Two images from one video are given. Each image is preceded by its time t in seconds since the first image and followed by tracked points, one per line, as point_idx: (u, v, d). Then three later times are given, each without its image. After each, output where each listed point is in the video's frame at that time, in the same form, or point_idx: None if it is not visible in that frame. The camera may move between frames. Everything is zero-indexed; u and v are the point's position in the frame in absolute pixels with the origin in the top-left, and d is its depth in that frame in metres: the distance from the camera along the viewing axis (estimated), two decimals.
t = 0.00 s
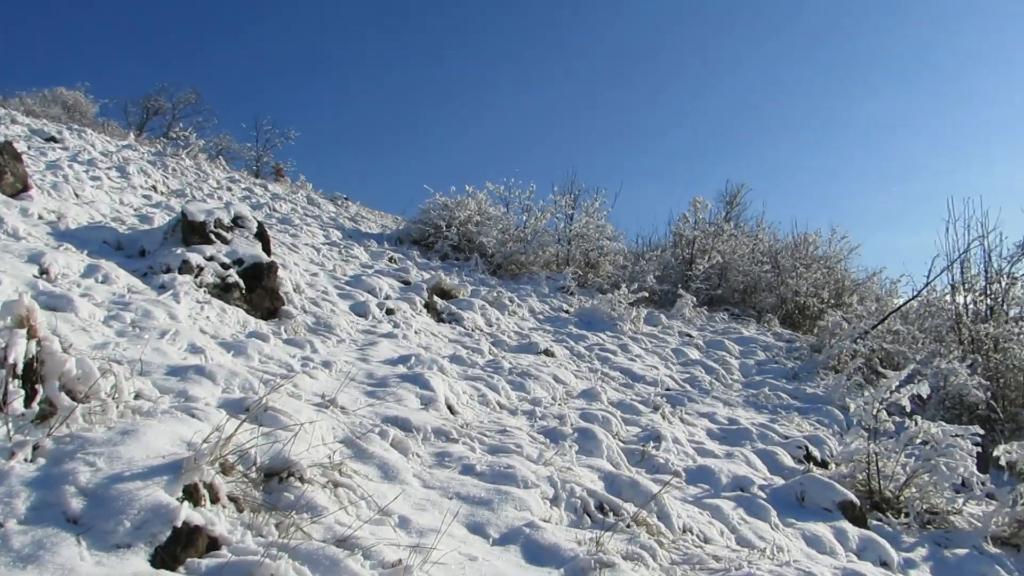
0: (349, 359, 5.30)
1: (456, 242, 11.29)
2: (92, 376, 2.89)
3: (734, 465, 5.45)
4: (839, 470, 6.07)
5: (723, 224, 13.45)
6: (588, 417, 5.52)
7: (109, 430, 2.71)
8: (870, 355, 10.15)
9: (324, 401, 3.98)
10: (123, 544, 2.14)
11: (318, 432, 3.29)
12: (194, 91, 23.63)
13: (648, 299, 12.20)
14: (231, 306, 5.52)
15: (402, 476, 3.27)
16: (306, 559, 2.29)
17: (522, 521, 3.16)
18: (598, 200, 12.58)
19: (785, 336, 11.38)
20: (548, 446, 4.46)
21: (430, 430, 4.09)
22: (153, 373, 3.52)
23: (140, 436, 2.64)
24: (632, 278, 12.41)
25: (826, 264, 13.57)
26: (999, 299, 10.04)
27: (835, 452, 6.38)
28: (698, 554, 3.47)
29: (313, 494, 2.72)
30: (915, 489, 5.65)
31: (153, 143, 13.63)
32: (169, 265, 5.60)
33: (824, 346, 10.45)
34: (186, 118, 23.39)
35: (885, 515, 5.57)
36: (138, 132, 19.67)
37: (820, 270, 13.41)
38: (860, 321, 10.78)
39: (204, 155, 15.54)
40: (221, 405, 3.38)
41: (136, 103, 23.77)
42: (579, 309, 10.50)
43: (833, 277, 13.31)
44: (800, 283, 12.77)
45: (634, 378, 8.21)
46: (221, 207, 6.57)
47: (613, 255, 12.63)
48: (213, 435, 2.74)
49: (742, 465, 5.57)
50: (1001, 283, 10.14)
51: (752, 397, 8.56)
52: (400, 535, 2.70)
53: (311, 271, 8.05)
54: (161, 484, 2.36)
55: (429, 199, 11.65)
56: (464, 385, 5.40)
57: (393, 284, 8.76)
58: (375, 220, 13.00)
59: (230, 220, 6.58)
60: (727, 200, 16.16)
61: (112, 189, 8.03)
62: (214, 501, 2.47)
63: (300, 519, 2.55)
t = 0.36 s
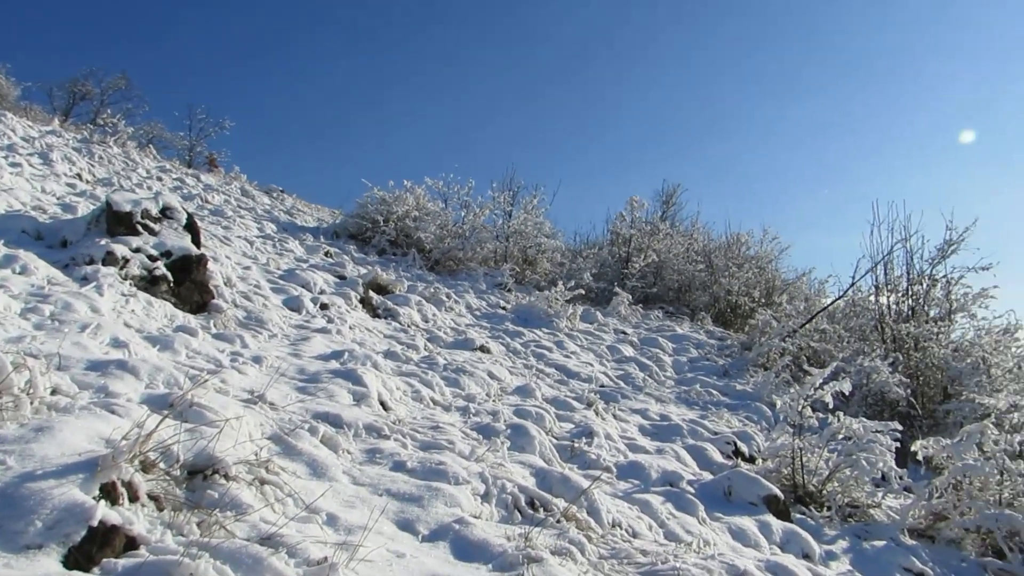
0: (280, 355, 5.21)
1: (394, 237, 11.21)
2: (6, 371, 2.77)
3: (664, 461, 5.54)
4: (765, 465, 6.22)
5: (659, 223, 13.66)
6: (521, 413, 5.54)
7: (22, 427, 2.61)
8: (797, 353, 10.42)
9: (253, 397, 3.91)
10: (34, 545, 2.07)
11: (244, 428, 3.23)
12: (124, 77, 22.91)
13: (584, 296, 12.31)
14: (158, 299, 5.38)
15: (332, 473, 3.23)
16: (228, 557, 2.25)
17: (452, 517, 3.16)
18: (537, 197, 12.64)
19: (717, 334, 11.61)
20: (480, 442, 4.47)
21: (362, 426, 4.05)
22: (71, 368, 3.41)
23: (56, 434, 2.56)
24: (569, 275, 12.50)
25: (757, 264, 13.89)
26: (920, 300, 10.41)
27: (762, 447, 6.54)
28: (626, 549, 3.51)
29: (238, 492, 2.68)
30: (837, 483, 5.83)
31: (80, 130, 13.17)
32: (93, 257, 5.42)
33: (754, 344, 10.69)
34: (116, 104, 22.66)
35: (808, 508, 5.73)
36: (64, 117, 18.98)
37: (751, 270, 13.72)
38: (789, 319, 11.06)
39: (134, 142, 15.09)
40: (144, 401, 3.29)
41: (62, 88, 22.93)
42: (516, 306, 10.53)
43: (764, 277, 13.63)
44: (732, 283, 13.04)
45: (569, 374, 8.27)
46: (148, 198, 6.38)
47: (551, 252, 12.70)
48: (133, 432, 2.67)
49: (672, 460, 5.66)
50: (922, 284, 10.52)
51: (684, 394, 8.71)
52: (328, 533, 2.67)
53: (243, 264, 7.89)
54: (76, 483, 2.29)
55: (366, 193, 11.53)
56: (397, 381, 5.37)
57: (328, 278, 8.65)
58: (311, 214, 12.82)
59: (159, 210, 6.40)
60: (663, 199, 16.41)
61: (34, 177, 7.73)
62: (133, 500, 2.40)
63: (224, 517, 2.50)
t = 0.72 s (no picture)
0: (224, 351, 5.12)
1: (344, 233, 11.10)
2: None
3: (611, 459, 5.58)
4: (710, 463, 6.32)
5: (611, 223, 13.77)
6: (470, 412, 5.53)
7: None
8: (744, 354, 10.59)
9: (195, 394, 3.83)
10: None
11: (185, 426, 3.17)
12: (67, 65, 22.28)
13: (535, 295, 12.35)
14: (98, 294, 5.24)
15: (274, 471, 3.19)
16: (165, 557, 2.21)
17: (397, 516, 3.14)
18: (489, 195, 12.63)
19: (666, 333, 11.75)
20: (428, 440, 4.45)
21: (307, 424, 4.01)
22: (4, 363, 3.30)
23: None
24: (521, 274, 12.53)
25: (706, 265, 14.10)
26: (862, 302, 10.67)
27: (707, 445, 6.63)
28: (571, 546, 3.54)
29: (177, 490, 2.62)
30: (779, 481, 5.95)
31: (18, 117, 12.76)
32: (29, 249, 5.26)
33: (702, 344, 10.84)
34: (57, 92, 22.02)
35: (751, 506, 5.83)
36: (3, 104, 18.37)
37: (700, 270, 13.92)
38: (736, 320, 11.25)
39: (77, 132, 14.67)
40: (80, 398, 3.20)
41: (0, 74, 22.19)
42: (467, 303, 10.51)
43: (712, 278, 13.84)
44: (681, 283, 13.21)
45: (518, 372, 8.29)
46: (89, 189, 6.22)
47: (503, 250, 12.71)
48: (68, 430, 2.60)
49: (619, 459, 5.72)
50: (864, 287, 10.80)
51: (632, 393, 8.80)
52: (269, 532, 2.64)
53: (188, 258, 7.73)
54: (4, 482, 2.22)
55: (317, 189, 11.39)
56: (345, 378, 5.32)
57: (276, 274, 8.53)
58: (260, 208, 12.62)
59: (100, 202, 6.23)
60: (615, 199, 16.55)
61: None
62: (65, 500, 2.34)
63: (161, 516, 2.45)
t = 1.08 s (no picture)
0: (164, 347, 5.01)
1: (291, 228, 10.95)
2: None
3: (555, 456, 5.61)
4: (654, 459, 6.40)
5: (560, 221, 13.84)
6: (415, 409, 5.51)
7: None
8: (689, 352, 10.74)
9: (132, 390, 3.74)
10: None
11: (120, 424, 3.09)
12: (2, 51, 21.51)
13: (484, 292, 12.35)
14: (31, 287, 5.08)
15: (213, 469, 3.13)
16: (95, 558, 2.15)
17: (339, 514, 3.11)
18: (439, 191, 12.58)
19: (613, 332, 11.85)
20: (372, 438, 4.42)
21: (248, 421, 3.95)
22: None
23: None
24: (469, 271, 12.51)
25: (653, 263, 14.28)
26: (803, 302, 10.91)
27: (651, 442, 6.71)
28: (515, 543, 3.55)
29: (110, 489, 2.56)
30: (721, 477, 6.05)
31: None
32: None
33: (648, 342, 10.97)
34: None
35: (693, 502, 5.92)
36: None
37: (647, 269, 14.07)
38: (681, 319, 11.40)
39: (11, 120, 14.18)
40: (9, 395, 3.09)
41: None
42: (415, 300, 10.46)
43: (659, 276, 14.00)
44: (629, 282, 13.35)
45: (466, 370, 8.28)
46: (23, 179, 6.01)
47: (452, 247, 12.67)
48: None
49: (564, 456, 5.75)
50: (805, 287, 11.04)
51: (579, 390, 8.85)
52: (207, 531, 2.59)
53: (127, 251, 7.54)
54: None
55: (263, 182, 11.20)
56: (289, 375, 5.25)
57: (219, 268, 8.37)
58: (204, 201, 12.36)
59: (34, 192, 6.04)
60: (564, 197, 16.62)
61: None
62: None
63: (92, 516, 2.39)
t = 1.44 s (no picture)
0: (103, 342, 4.88)
1: (238, 223, 10.77)
2: None
3: (502, 455, 5.62)
4: (600, 458, 6.45)
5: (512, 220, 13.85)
6: (362, 407, 5.47)
7: None
8: (637, 353, 10.85)
9: (69, 386, 3.64)
10: None
11: (55, 421, 3.01)
12: None
13: (434, 290, 12.31)
14: None
15: (152, 468, 3.07)
16: (25, 559, 2.09)
17: (281, 513, 3.08)
18: (390, 188, 12.49)
19: (563, 331, 11.91)
20: (317, 436, 4.37)
21: (190, 419, 3.87)
22: None
23: None
24: (420, 269, 12.46)
25: (603, 264, 14.39)
26: (749, 304, 11.09)
27: (598, 441, 6.77)
28: (460, 541, 3.55)
29: (43, 488, 2.49)
30: (666, 476, 6.12)
31: None
32: None
33: (597, 342, 11.05)
34: None
35: (638, 500, 5.98)
36: None
37: (597, 269, 14.17)
38: (630, 319, 11.50)
39: None
40: None
41: None
42: (365, 297, 10.37)
43: (609, 277, 14.11)
44: (579, 282, 13.43)
45: (414, 368, 8.24)
46: None
47: (403, 244, 12.59)
48: None
49: (511, 454, 5.76)
50: (751, 289, 11.23)
51: (528, 389, 8.88)
52: (144, 530, 2.54)
53: (67, 244, 7.33)
54: None
55: (210, 176, 10.99)
56: (233, 372, 5.16)
57: (163, 262, 8.19)
58: (148, 194, 12.08)
59: None
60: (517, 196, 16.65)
61: None
62: None
63: (23, 515, 2.32)
